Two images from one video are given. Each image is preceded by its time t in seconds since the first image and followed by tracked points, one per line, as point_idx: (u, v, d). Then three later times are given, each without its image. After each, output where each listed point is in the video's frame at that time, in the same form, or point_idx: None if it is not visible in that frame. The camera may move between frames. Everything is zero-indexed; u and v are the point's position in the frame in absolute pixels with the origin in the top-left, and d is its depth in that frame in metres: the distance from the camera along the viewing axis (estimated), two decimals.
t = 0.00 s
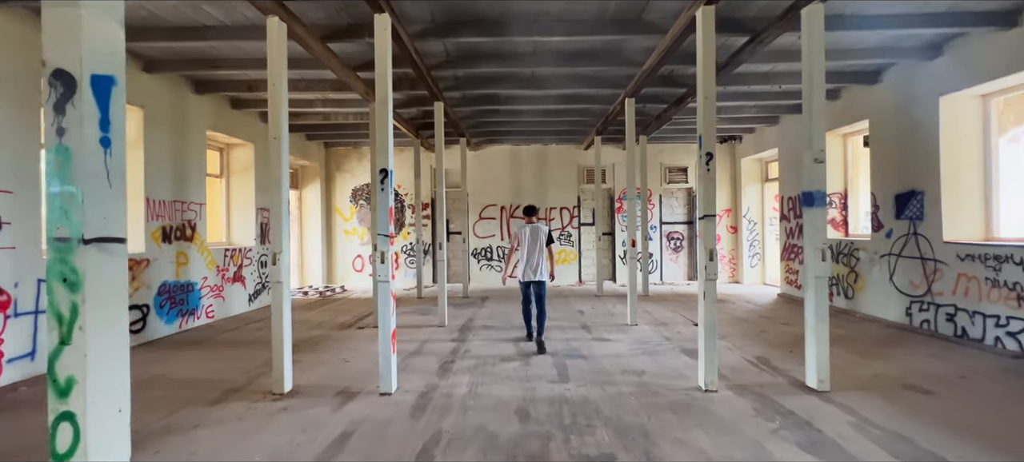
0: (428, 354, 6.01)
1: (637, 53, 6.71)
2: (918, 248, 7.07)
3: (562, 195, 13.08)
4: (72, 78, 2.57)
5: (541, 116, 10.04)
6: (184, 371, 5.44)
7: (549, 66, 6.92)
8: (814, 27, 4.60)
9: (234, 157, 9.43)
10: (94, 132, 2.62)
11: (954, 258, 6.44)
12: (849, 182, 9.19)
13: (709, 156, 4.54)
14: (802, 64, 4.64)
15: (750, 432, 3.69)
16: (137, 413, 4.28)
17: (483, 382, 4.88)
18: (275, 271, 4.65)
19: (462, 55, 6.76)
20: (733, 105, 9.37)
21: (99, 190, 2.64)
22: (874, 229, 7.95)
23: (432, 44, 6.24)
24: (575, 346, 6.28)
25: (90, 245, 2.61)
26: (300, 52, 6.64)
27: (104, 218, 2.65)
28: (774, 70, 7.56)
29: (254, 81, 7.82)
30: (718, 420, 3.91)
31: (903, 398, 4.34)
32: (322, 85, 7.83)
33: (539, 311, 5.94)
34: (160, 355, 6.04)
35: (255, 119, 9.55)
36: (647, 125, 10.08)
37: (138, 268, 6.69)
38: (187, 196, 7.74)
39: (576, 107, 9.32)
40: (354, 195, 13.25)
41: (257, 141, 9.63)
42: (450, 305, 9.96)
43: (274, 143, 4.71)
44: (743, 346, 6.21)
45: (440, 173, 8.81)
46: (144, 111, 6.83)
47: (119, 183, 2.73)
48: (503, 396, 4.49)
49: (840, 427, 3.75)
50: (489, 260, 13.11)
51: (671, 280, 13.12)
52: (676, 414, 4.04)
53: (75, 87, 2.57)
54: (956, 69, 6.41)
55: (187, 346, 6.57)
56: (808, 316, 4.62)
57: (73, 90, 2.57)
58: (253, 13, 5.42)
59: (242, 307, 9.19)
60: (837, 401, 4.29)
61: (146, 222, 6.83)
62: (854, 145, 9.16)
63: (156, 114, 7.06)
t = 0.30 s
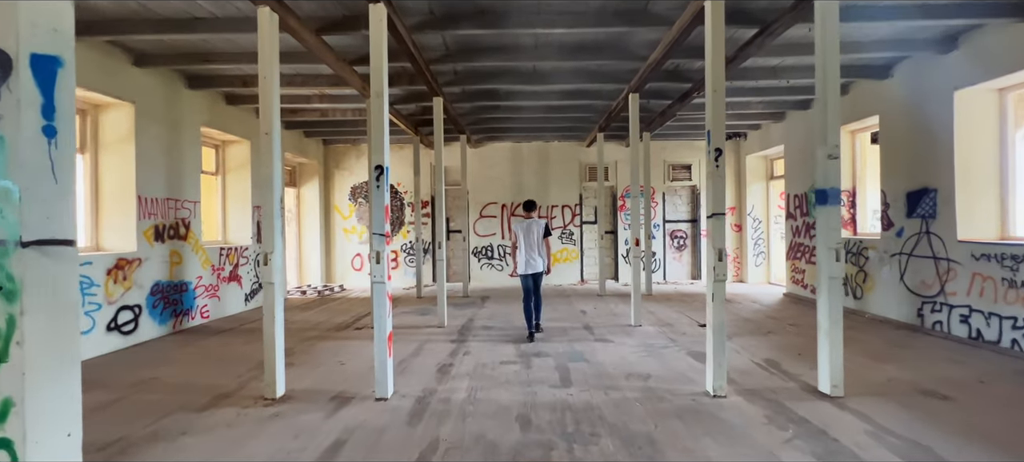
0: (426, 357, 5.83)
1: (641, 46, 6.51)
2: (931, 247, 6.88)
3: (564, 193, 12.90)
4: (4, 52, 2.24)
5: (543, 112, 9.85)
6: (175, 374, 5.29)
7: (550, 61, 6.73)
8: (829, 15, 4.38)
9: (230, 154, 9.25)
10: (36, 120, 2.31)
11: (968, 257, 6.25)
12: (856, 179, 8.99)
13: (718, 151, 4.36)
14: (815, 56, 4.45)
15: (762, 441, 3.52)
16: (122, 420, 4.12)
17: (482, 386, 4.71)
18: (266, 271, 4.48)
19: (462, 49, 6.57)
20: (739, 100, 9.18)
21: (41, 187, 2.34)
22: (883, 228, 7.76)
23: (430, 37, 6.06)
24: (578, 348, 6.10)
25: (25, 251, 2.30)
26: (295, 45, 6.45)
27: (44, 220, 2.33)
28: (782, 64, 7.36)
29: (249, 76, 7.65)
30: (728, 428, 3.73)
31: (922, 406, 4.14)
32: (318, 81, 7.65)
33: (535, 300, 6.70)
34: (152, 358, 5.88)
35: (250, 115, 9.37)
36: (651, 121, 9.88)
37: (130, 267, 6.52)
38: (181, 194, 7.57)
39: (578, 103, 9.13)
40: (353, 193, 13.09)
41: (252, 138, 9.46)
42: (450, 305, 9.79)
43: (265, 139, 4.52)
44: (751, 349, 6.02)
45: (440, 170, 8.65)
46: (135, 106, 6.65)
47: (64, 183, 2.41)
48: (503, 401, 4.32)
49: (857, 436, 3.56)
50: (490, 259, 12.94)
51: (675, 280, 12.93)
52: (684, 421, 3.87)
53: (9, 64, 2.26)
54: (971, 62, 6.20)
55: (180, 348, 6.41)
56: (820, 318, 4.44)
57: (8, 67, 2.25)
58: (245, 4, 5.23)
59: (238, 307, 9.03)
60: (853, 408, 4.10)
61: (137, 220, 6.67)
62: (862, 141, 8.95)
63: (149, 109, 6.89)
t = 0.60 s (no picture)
0: (425, 359, 5.66)
1: (646, 37, 6.32)
2: (945, 244, 6.67)
3: (565, 190, 12.70)
4: None
5: (544, 108, 9.64)
6: (165, 378, 5.12)
7: (552, 53, 6.53)
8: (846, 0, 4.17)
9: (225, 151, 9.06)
10: None
11: (985, 254, 6.05)
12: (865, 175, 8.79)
13: (730, 144, 4.16)
14: (830, 44, 4.23)
15: (779, 449, 3.33)
16: (108, 427, 3.95)
17: (483, 390, 4.53)
18: (258, 271, 4.30)
19: (461, 41, 6.38)
20: (745, 94, 8.96)
21: None
22: (895, 224, 7.55)
23: (428, 28, 5.86)
24: (582, 349, 5.91)
25: None
26: (290, 37, 6.27)
27: None
28: (791, 56, 7.14)
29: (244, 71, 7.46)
30: (742, 435, 3.54)
31: (944, 410, 3.96)
32: (314, 75, 7.45)
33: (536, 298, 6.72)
34: (143, 361, 5.71)
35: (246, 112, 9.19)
36: (655, 116, 9.67)
37: (121, 268, 6.35)
38: (174, 192, 7.40)
39: (581, 98, 8.92)
40: (352, 191, 12.91)
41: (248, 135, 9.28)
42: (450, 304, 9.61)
43: (255, 133, 4.33)
44: (761, 349, 5.83)
45: (440, 168, 8.43)
46: (126, 102, 6.47)
47: (2, 182, 2.79)
48: (505, 407, 4.14)
49: (878, 443, 3.38)
50: (491, 257, 12.75)
51: (679, 278, 12.75)
52: (696, 427, 3.68)
53: None
54: (988, 52, 5.99)
55: (172, 350, 6.24)
56: (837, 318, 4.24)
57: None
58: None
59: (235, 308, 8.86)
60: (871, 413, 3.92)
61: (129, 219, 6.49)
62: (871, 135, 8.73)
63: (140, 105, 6.71)
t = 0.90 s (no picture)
0: (425, 362, 5.48)
1: (651, 28, 6.12)
2: (959, 240, 6.49)
3: (567, 188, 12.53)
4: None
5: (545, 103, 9.45)
6: (157, 383, 4.95)
7: (554, 47, 6.36)
8: None
9: (221, 149, 8.87)
10: None
11: (1002, 251, 5.86)
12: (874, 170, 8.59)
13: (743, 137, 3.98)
14: (847, 30, 4.04)
15: (799, 458, 3.16)
16: (94, 437, 3.78)
17: (485, 395, 4.35)
18: (250, 273, 4.12)
19: (461, 33, 6.18)
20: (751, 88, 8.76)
21: None
22: (906, 220, 7.35)
23: (427, 19, 5.67)
24: (587, 350, 5.74)
25: None
26: (284, 31, 6.08)
27: None
28: (800, 48, 6.95)
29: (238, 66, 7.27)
30: (759, 443, 3.37)
31: (969, 414, 3.78)
32: (310, 70, 7.27)
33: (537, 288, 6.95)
34: (134, 365, 5.54)
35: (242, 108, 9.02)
36: (659, 111, 9.48)
37: (112, 269, 6.18)
38: (168, 191, 7.22)
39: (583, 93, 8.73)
40: (351, 190, 12.73)
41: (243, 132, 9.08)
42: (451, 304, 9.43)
43: (247, 128, 4.14)
44: (772, 350, 5.65)
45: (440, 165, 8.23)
46: (116, 99, 6.28)
47: None
48: (508, 413, 3.96)
49: (904, 451, 3.20)
50: (492, 256, 12.58)
51: (683, 275, 12.58)
52: (709, 434, 3.51)
53: None
54: (1005, 41, 5.79)
55: (165, 353, 6.07)
56: (855, 318, 4.07)
57: None
58: None
59: (231, 309, 8.69)
60: (893, 417, 3.74)
61: (120, 219, 6.32)
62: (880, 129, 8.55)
63: (131, 102, 6.52)
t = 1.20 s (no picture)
0: (426, 364, 5.33)
1: (656, 21, 5.94)
2: (974, 238, 6.30)
3: (569, 186, 12.36)
4: None
5: (547, 100, 9.28)
6: (149, 387, 4.80)
7: (557, 40, 6.19)
8: None
9: (217, 147, 8.71)
10: None
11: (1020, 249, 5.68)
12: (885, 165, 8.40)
13: (755, 130, 3.81)
14: (864, 19, 3.86)
15: None
16: (80, 445, 3.63)
17: (488, 400, 4.20)
18: (241, 274, 3.96)
19: (460, 26, 6.02)
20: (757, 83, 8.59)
21: None
22: (917, 218, 7.17)
23: (426, 11, 5.50)
24: (591, 352, 5.58)
25: None
26: (279, 24, 5.91)
27: None
28: (810, 41, 6.77)
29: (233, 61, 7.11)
30: (775, 451, 3.20)
31: (994, 421, 3.61)
32: (307, 66, 7.12)
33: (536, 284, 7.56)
34: (126, 369, 5.39)
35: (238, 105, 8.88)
36: (663, 107, 9.30)
37: (104, 270, 6.03)
38: (162, 190, 7.07)
39: (585, 89, 8.56)
40: (351, 188, 12.57)
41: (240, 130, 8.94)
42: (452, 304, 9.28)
43: (237, 124, 3.97)
44: (782, 351, 5.48)
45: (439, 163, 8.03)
46: (107, 95, 6.12)
47: None
48: (511, 419, 3.80)
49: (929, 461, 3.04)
50: (493, 255, 12.42)
51: (687, 274, 12.41)
52: (722, 442, 3.35)
53: None
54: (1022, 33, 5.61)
55: (159, 356, 5.92)
56: (872, 320, 3.89)
57: None
58: None
59: (228, 310, 8.54)
60: (914, 424, 3.57)
61: (113, 219, 6.17)
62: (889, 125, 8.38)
63: (123, 99, 6.37)
